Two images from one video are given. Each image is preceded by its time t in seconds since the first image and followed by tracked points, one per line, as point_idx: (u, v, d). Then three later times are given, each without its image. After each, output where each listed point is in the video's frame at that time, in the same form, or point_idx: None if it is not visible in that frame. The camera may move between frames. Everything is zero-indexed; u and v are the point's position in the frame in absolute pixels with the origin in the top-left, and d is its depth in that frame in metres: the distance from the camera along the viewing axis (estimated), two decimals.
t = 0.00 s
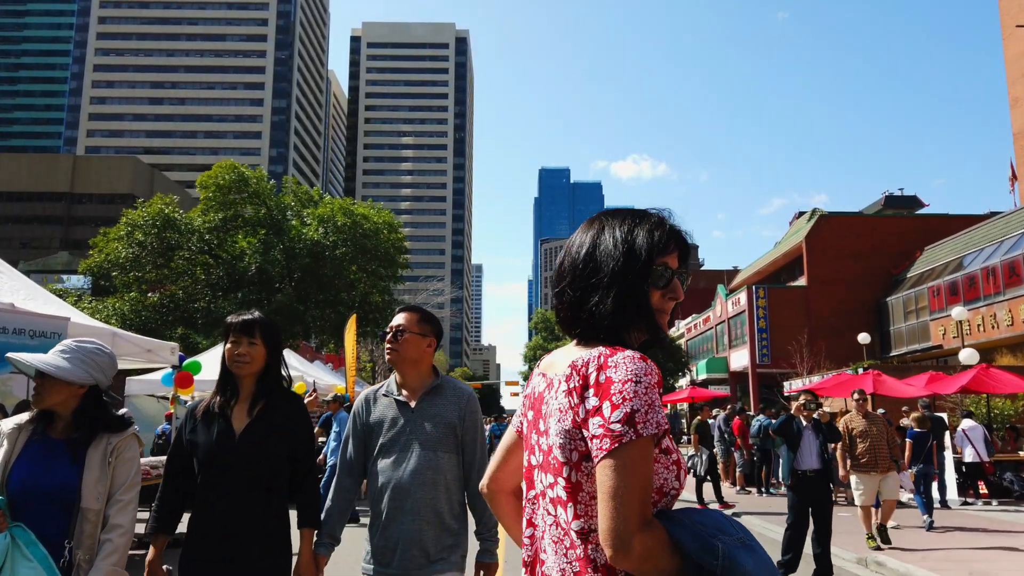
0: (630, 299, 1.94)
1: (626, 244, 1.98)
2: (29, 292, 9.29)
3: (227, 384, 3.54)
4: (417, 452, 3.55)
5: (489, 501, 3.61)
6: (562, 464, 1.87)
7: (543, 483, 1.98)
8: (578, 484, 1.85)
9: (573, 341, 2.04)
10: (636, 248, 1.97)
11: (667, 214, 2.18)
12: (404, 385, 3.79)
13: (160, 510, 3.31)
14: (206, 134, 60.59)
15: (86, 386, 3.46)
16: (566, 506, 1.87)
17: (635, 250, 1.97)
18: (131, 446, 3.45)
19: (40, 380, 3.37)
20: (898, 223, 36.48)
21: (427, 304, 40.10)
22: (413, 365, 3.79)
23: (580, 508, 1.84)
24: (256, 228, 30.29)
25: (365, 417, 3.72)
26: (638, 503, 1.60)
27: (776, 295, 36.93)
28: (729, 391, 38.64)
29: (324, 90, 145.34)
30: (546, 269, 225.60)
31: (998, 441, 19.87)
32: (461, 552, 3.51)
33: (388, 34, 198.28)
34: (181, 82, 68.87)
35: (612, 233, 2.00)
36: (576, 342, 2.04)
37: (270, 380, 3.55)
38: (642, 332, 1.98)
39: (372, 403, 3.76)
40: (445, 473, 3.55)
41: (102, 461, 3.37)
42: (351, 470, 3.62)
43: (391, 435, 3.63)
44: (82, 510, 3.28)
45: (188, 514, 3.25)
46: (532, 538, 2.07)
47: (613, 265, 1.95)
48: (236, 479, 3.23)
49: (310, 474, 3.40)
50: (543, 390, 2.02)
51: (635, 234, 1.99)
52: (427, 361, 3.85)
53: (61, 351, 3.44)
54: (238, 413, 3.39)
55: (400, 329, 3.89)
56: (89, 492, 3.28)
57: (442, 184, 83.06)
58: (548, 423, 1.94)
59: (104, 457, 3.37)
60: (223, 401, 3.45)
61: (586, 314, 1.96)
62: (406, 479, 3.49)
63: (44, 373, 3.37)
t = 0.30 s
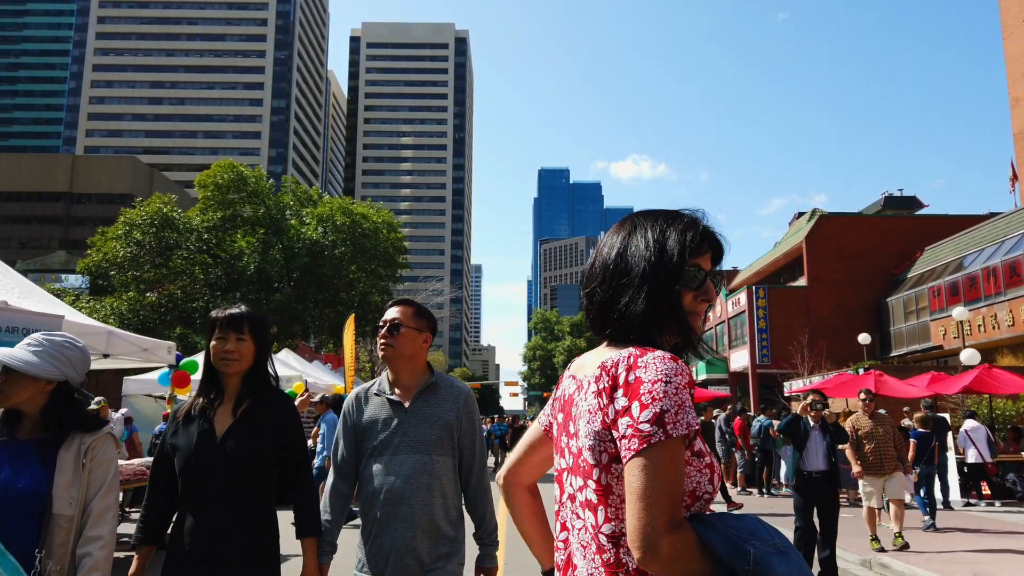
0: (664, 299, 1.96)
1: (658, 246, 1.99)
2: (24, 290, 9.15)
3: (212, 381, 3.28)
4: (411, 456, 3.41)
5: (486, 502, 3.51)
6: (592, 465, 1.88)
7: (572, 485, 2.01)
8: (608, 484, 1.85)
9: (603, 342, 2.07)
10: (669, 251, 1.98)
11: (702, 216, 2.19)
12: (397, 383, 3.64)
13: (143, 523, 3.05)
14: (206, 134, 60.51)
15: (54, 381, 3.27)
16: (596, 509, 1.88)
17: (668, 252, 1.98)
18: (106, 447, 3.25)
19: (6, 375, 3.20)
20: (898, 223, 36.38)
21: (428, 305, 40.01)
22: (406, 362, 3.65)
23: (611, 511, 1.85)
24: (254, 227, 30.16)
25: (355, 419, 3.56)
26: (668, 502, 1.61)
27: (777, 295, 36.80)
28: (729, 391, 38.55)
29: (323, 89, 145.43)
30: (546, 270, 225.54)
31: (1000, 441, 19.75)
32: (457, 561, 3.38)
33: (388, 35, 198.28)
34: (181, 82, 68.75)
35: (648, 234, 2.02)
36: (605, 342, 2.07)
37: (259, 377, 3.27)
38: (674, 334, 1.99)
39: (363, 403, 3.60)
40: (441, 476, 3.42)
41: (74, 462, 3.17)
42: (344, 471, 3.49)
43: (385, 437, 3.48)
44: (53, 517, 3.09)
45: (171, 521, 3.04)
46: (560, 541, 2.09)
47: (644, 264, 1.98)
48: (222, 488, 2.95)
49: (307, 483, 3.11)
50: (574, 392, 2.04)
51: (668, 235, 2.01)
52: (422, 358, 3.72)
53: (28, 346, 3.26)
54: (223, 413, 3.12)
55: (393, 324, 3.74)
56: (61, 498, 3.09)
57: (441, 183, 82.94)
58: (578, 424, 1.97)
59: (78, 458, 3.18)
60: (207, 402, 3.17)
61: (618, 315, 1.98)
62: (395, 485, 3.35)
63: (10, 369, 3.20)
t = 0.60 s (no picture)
0: (694, 314, 2.09)
1: (685, 262, 2.11)
2: (17, 289, 9.00)
3: (197, 386, 3.10)
4: (409, 467, 3.24)
5: (489, 514, 3.37)
6: (625, 479, 1.92)
7: (603, 498, 2.04)
8: (641, 498, 1.89)
9: (632, 352, 2.20)
10: (696, 265, 2.11)
11: (730, 226, 2.32)
12: (394, 387, 3.48)
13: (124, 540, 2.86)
14: (205, 133, 60.34)
15: (12, 376, 3.11)
16: (629, 523, 1.91)
17: (695, 263, 2.11)
18: (76, 446, 3.08)
19: None
20: (898, 223, 36.22)
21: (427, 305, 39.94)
22: (405, 366, 3.49)
23: (643, 524, 1.88)
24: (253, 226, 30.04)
25: (347, 425, 3.40)
26: (699, 519, 1.63)
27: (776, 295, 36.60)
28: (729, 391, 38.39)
29: (323, 89, 145.46)
30: (546, 269, 225.34)
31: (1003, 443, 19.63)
32: None
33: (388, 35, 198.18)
34: (180, 81, 68.54)
35: (677, 248, 2.15)
36: (634, 353, 2.20)
37: (245, 381, 3.07)
38: (703, 345, 2.12)
39: (358, 408, 3.43)
40: (443, 489, 3.27)
41: (41, 466, 2.99)
42: (337, 480, 3.31)
43: (380, 445, 3.30)
44: (14, 526, 2.89)
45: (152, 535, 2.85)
46: (591, 549, 2.13)
47: (672, 276, 2.11)
48: (199, 505, 2.73)
49: (299, 495, 2.92)
50: (603, 405, 2.10)
51: (696, 249, 2.12)
52: (421, 359, 3.57)
53: None
54: (207, 421, 2.94)
55: (392, 322, 3.57)
56: (23, 508, 2.89)
57: (441, 183, 82.84)
58: (608, 438, 2.02)
59: (45, 460, 2.99)
60: (191, 410, 2.99)
61: (647, 327, 2.12)
62: (387, 499, 3.18)
63: None
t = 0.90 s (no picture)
0: (707, 314, 1.99)
1: (699, 262, 2.01)
2: (11, 289, 8.88)
3: (186, 382, 2.95)
4: (406, 476, 3.13)
5: (494, 530, 3.28)
6: (644, 482, 1.83)
7: (624, 505, 1.93)
8: (661, 500, 1.79)
9: (649, 358, 2.10)
10: (711, 263, 2.01)
11: (745, 226, 2.21)
12: (394, 391, 3.36)
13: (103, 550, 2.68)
14: (205, 133, 60.21)
15: None
16: (652, 525, 1.81)
17: (709, 264, 2.01)
18: (47, 453, 2.84)
19: None
20: (897, 223, 36.12)
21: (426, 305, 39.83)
22: (408, 367, 3.41)
23: (665, 525, 1.79)
24: (252, 226, 29.89)
25: (342, 429, 3.27)
26: (717, 520, 1.56)
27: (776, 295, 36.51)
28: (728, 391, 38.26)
29: (322, 89, 145.64)
30: (546, 269, 225.41)
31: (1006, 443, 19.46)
32: None
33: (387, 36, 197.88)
34: (180, 81, 68.43)
35: (688, 247, 2.05)
36: (650, 356, 2.10)
37: (239, 377, 2.92)
38: (717, 348, 2.02)
39: (355, 412, 3.31)
40: (443, 501, 3.16)
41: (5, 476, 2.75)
42: (331, 490, 3.19)
43: (378, 452, 3.18)
44: None
45: (129, 547, 2.67)
46: (612, 563, 2.02)
47: (687, 278, 2.01)
48: (184, 508, 2.55)
49: (297, 503, 2.72)
50: (621, 410, 2.02)
51: (707, 247, 2.03)
52: (424, 363, 3.48)
53: None
54: (195, 419, 2.78)
55: (395, 321, 3.50)
56: None
57: (440, 183, 82.78)
58: (629, 444, 1.92)
59: (9, 469, 2.75)
60: (179, 406, 2.84)
61: (660, 330, 2.02)
62: (386, 512, 3.06)
63: None
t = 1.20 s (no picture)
0: (720, 316, 1.94)
1: (711, 261, 1.97)
2: (4, 287, 8.74)
3: (170, 378, 2.84)
4: (406, 479, 3.01)
5: (497, 544, 3.14)
6: (664, 485, 1.83)
7: (648, 509, 1.93)
8: (681, 503, 1.80)
9: (663, 360, 2.05)
10: (722, 262, 1.96)
11: (757, 223, 2.16)
12: (393, 388, 3.25)
13: (74, 556, 2.56)
14: (203, 133, 60.05)
15: None
16: (671, 528, 1.83)
17: (721, 265, 1.96)
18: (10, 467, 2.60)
19: None
20: (897, 223, 36.03)
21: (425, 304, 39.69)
22: (411, 362, 3.29)
23: (686, 530, 1.80)
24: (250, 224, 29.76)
25: (336, 424, 3.15)
26: (740, 517, 1.56)
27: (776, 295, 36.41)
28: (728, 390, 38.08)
29: (322, 89, 145.43)
30: (545, 269, 225.39)
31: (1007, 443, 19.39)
32: None
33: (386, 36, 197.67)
34: (179, 80, 68.30)
35: (700, 246, 2.00)
36: (665, 359, 2.05)
37: (224, 372, 2.79)
38: (732, 347, 1.95)
39: (352, 407, 3.19)
40: (444, 505, 3.05)
41: None
42: (321, 494, 3.07)
43: (375, 453, 3.07)
44: None
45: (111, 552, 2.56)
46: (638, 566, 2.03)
47: (699, 279, 1.96)
48: (164, 509, 2.44)
49: (284, 505, 2.60)
50: (639, 414, 2.00)
51: (720, 245, 1.98)
52: (428, 356, 3.37)
53: None
54: (179, 418, 2.66)
55: (400, 310, 3.38)
56: None
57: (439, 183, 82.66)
58: (647, 449, 1.93)
59: None
60: (160, 403, 2.73)
61: (674, 330, 1.97)
62: (384, 520, 2.94)
63: None
